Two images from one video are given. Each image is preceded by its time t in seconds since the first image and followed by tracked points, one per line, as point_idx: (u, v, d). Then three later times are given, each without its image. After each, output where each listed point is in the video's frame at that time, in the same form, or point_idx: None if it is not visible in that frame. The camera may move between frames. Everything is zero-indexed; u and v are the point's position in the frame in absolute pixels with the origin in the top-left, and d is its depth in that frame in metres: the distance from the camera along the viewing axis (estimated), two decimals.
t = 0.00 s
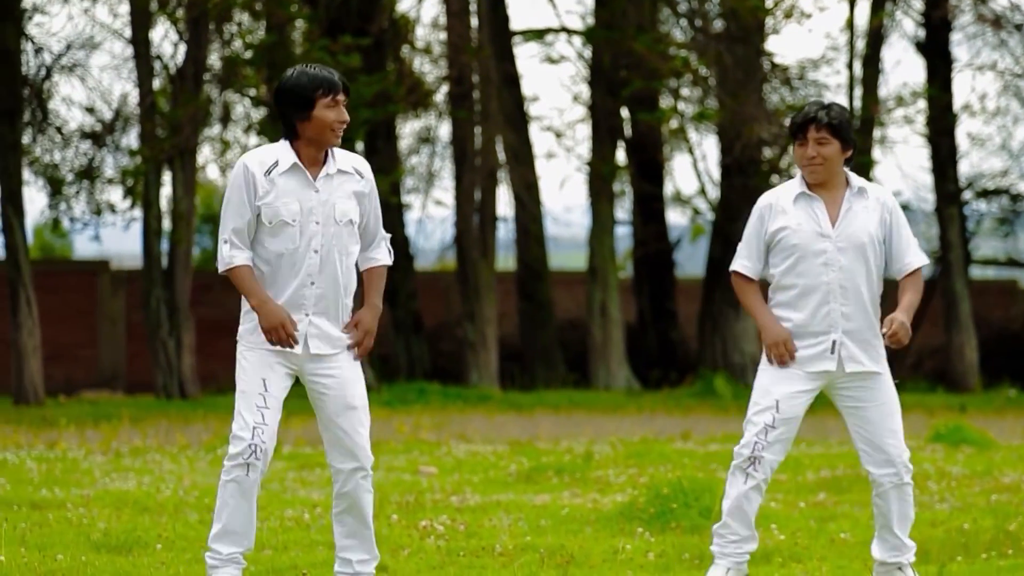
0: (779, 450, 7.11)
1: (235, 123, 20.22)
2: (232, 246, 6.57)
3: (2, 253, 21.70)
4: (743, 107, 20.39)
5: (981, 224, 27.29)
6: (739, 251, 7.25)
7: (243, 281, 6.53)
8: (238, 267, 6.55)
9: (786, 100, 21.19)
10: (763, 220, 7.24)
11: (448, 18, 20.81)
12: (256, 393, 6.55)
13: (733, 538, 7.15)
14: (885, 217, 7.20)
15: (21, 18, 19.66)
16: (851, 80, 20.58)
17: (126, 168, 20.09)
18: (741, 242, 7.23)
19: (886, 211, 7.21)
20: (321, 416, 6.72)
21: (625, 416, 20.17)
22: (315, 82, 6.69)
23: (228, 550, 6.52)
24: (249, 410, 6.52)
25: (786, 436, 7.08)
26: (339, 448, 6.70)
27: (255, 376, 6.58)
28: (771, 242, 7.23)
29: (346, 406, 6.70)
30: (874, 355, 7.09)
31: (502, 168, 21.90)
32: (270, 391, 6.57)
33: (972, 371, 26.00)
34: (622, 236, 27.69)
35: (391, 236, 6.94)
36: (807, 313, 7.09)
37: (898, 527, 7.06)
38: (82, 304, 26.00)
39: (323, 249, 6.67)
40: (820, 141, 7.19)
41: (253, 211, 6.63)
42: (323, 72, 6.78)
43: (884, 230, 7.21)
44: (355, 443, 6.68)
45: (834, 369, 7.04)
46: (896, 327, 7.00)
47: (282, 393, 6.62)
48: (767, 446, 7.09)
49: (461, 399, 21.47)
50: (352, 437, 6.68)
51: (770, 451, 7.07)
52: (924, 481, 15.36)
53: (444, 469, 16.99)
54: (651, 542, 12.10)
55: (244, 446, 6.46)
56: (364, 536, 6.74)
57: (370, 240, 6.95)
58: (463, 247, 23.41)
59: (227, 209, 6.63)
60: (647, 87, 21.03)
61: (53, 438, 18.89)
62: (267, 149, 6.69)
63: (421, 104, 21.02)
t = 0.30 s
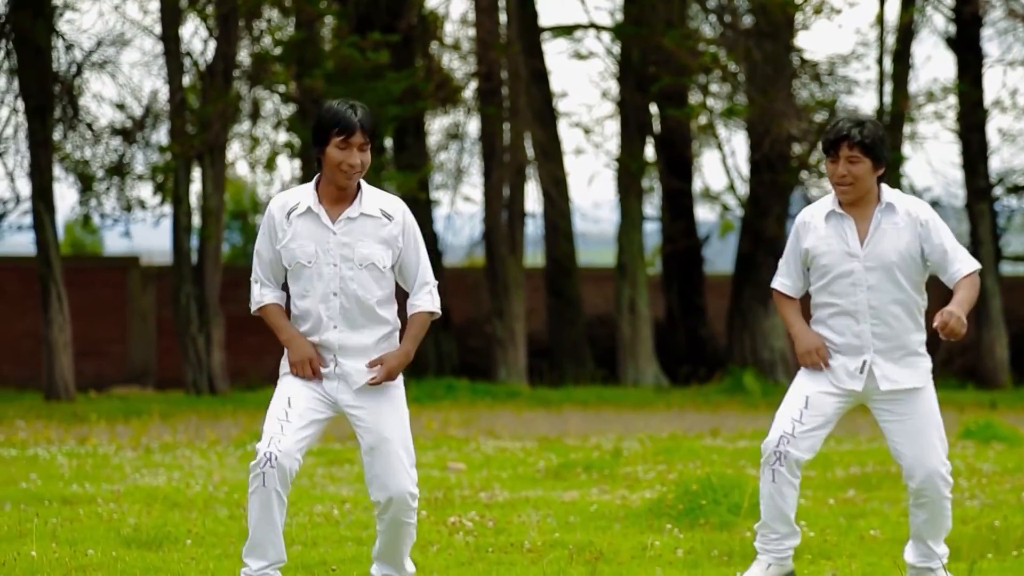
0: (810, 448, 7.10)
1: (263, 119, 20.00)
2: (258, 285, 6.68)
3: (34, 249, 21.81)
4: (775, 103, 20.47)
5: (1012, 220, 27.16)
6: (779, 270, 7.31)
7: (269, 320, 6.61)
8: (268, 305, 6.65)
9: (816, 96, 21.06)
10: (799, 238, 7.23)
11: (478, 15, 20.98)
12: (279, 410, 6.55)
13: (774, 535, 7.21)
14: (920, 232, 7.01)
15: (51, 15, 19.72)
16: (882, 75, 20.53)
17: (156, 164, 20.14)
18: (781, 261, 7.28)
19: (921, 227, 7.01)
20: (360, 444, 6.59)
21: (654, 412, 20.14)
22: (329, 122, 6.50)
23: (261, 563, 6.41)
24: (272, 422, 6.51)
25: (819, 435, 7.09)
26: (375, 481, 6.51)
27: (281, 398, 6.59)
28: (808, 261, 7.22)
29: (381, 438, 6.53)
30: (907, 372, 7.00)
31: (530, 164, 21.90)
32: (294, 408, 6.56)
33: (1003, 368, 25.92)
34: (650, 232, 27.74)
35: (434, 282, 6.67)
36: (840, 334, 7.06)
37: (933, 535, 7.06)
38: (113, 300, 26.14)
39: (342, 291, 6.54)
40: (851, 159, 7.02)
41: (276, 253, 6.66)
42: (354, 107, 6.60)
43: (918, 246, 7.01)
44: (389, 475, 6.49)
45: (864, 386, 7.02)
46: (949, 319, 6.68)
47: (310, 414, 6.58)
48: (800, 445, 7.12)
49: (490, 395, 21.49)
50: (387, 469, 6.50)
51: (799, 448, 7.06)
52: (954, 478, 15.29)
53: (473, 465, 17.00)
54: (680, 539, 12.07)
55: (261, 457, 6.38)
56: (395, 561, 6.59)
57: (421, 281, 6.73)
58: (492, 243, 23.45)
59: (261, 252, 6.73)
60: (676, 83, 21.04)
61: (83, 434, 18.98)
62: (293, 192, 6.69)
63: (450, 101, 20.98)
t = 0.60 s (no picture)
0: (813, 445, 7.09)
1: (291, 117, 20.01)
2: (252, 223, 6.75)
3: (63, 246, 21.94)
4: (801, 99, 20.29)
5: None
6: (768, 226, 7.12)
7: (262, 259, 6.68)
8: (258, 243, 6.73)
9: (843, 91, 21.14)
10: (797, 203, 7.13)
11: (503, 11, 20.99)
12: (292, 392, 6.68)
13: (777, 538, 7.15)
14: (917, 214, 7.17)
15: (79, 13, 19.81)
16: (909, 71, 20.47)
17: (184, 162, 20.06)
18: (770, 216, 7.11)
19: (919, 209, 7.18)
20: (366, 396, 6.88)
21: (681, 409, 20.12)
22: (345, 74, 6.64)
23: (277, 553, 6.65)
24: (287, 409, 6.63)
25: (819, 432, 7.06)
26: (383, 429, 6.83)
27: (290, 374, 6.69)
28: (802, 227, 7.13)
29: (388, 383, 6.83)
30: (897, 347, 7.10)
31: (557, 161, 21.91)
32: (305, 387, 6.69)
33: None
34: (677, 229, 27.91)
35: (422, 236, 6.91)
36: (832, 303, 7.02)
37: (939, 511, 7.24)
38: (141, 298, 26.26)
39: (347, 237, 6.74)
40: (865, 140, 7.08)
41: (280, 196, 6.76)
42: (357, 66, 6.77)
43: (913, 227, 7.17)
44: (398, 422, 6.81)
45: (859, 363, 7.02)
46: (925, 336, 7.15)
47: (318, 386, 6.73)
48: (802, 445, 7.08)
49: (517, 392, 21.50)
50: (395, 415, 6.82)
51: (805, 449, 7.04)
52: (982, 474, 15.21)
53: (500, 462, 17.01)
54: (707, 535, 12.05)
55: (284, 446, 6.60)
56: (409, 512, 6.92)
57: (404, 236, 6.96)
58: (518, 240, 23.49)
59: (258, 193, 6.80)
60: (702, 79, 21.08)
61: (112, 430, 19.08)
62: (299, 138, 6.82)
63: (476, 97, 21.00)
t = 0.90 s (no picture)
0: (849, 468, 6.94)
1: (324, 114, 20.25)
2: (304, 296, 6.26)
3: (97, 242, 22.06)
4: (834, 95, 20.23)
5: None
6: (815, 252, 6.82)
7: (343, 337, 6.23)
8: (327, 319, 6.24)
9: (876, 87, 21.12)
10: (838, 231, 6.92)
11: (535, 8, 20.80)
12: (356, 439, 6.20)
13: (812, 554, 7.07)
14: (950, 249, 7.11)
15: (113, 10, 19.89)
16: (943, 67, 20.35)
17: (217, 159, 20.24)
18: (823, 248, 6.81)
19: (951, 244, 7.12)
20: (407, 439, 6.47)
21: (713, 406, 20.09)
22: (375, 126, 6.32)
23: None
24: (350, 455, 6.19)
25: (856, 454, 6.92)
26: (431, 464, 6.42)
27: (350, 423, 6.23)
28: (842, 256, 6.95)
29: (434, 419, 6.43)
30: (927, 374, 7.03)
31: (589, 158, 21.89)
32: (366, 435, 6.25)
33: None
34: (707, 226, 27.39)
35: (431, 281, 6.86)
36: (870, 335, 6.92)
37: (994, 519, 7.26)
38: (174, 294, 26.37)
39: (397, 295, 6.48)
40: (914, 159, 6.98)
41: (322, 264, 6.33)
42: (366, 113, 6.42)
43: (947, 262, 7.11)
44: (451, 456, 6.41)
45: (892, 394, 6.95)
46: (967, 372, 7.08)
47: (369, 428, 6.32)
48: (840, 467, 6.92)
49: (548, 388, 21.51)
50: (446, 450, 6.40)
51: (845, 473, 6.87)
52: (1018, 471, 15.12)
53: (532, 458, 17.01)
54: (740, 532, 12.04)
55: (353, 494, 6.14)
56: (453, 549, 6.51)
57: (411, 284, 6.80)
58: (550, 236, 23.49)
59: (293, 264, 6.30)
60: (734, 75, 21.03)
61: (146, 427, 19.16)
62: (321, 203, 6.36)
63: (508, 94, 21.01)
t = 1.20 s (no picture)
0: (923, 438, 7.12)
1: (359, 110, 20.37)
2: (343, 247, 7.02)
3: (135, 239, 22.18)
4: (872, 90, 20.12)
5: None
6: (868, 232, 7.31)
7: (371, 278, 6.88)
8: (356, 263, 6.94)
9: (915, 83, 20.87)
10: (891, 197, 7.24)
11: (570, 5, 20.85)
12: (384, 361, 6.86)
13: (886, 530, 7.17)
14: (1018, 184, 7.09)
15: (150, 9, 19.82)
16: (982, 61, 20.24)
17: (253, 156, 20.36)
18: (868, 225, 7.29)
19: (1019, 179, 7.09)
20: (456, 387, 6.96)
21: (750, 402, 20.03)
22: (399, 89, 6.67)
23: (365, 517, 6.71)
24: (379, 379, 6.81)
25: (930, 421, 7.11)
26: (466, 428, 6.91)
27: (385, 348, 6.90)
28: (899, 221, 7.24)
29: (475, 390, 6.90)
30: (1011, 330, 7.13)
31: (625, 154, 21.89)
32: (398, 362, 6.87)
33: None
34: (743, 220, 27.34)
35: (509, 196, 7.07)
36: (941, 292, 7.10)
37: None
38: (211, 291, 26.47)
39: (442, 240, 6.90)
40: (960, 113, 7.09)
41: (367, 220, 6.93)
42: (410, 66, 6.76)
43: (1017, 199, 7.09)
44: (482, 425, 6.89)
45: (974, 346, 7.07)
46: None
47: (412, 365, 6.93)
48: (911, 435, 7.12)
49: (585, 384, 21.54)
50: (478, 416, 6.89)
51: (915, 439, 7.10)
52: None
53: (568, 454, 17.00)
54: (777, 529, 11.98)
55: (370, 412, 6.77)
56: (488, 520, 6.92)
57: (495, 194, 7.09)
58: (586, 233, 23.49)
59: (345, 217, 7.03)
60: (771, 70, 20.98)
61: (185, 422, 19.27)
62: (367, 159, 6.91)
63: (544, 90, 20.96)
